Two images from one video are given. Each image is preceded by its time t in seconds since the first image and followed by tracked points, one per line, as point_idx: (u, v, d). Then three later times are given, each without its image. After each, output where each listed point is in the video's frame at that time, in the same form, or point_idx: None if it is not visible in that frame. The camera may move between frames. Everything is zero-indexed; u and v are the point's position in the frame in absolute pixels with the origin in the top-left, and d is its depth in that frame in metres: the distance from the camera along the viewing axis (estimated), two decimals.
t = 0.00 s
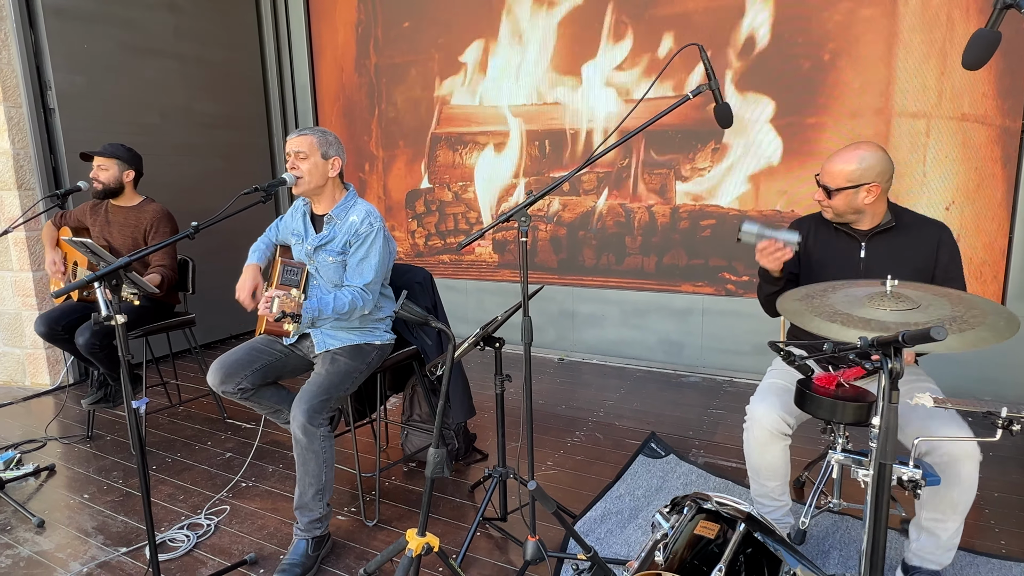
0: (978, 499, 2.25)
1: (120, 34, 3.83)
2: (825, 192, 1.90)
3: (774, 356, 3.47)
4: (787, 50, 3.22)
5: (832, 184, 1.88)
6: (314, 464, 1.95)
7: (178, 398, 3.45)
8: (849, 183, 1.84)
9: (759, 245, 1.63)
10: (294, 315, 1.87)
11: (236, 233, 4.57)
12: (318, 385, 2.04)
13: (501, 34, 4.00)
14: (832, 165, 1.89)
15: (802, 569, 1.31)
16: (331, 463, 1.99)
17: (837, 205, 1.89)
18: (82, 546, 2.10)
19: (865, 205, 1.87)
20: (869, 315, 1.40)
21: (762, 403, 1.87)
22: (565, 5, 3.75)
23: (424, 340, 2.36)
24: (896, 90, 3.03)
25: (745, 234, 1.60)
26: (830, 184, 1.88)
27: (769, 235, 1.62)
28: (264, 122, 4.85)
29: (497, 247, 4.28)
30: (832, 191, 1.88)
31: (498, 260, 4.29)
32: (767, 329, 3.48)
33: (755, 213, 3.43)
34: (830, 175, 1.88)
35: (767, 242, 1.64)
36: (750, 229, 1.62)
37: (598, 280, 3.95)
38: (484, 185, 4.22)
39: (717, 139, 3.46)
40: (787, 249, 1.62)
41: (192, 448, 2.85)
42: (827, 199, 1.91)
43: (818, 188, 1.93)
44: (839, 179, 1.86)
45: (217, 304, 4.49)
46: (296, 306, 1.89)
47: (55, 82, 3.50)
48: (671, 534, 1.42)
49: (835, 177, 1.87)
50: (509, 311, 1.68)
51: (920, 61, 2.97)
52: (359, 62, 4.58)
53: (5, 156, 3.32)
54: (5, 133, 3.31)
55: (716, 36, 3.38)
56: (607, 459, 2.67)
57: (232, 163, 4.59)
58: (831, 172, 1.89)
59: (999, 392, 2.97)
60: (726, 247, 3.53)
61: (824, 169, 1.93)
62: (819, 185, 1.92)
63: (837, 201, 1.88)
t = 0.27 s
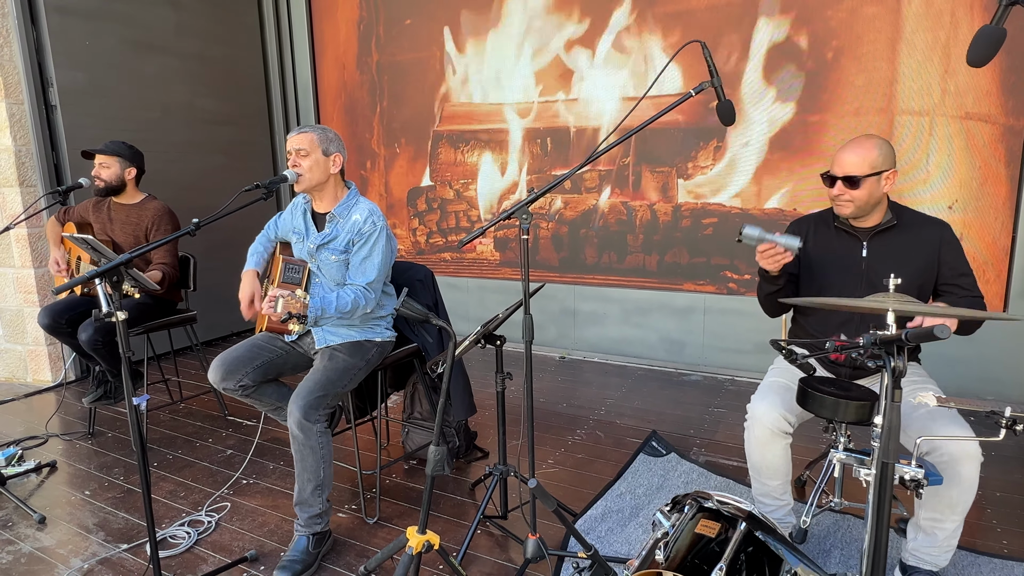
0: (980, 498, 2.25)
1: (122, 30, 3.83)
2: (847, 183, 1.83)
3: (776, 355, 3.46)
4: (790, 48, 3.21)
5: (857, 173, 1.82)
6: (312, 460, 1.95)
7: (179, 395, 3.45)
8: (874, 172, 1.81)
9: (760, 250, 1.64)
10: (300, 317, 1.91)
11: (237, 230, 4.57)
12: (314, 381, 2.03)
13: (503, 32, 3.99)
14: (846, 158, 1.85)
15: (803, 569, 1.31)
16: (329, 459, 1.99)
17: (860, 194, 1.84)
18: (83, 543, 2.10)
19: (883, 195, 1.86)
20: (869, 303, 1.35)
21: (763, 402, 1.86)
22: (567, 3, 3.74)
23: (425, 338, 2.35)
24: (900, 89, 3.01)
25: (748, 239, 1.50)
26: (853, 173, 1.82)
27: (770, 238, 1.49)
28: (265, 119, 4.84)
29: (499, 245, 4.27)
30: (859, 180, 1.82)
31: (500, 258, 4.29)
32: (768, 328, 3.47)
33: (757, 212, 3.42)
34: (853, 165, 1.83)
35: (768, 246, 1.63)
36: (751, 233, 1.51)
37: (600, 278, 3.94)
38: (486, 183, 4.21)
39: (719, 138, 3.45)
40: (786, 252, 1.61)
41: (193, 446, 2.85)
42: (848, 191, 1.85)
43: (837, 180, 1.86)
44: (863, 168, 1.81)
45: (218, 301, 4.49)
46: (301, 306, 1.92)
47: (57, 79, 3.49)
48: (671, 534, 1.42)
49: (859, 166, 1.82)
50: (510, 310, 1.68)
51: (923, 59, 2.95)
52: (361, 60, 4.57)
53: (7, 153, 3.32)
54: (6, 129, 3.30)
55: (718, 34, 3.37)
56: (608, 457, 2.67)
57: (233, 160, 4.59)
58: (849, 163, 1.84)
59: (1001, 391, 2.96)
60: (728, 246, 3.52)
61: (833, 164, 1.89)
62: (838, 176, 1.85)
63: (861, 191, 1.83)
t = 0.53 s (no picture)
0: (982, 498, 2.24)
1: (125, 27, 3.83)
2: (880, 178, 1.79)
3: (778, 353, 3.46)
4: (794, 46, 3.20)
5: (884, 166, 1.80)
6: (316, 457, 1.95)
7: (181, 392, 3.46)
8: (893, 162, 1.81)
9: (768, 248, 1.61)
10: (303, 314, 1.93)
11: (239, 228, 4.57)
12: (321, 378, 2.04)
13: (506, 29, 3.98)
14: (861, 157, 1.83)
15: (805, 567, 1.30)
16: (333, 456, 1.99)
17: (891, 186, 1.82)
18: (86, 538, 2.11)
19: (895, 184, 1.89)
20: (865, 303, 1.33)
21: (766, 401, 1.86)
22: None
23: (428, 336, 2.35)
24: (904, 87, 3.00)
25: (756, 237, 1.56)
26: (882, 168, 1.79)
27: (779, 237, 1.55)
28: (268, 116, 4.84)
29: (501, 242, 4.27)
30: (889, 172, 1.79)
31: (502, 256, 4.29)
32: (771, 327, 3.46)
33: (760, 210, 3.42)
34: (875, 161, 1.80)
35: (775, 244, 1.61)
36: (760, 230, 1.57)
37: (602, 276, 3.94)
38: (488, 180, 4.21)
39: (722, 135, 3.44)
40: (794, 251, 1.59)
41: (196, 442, 2.86)
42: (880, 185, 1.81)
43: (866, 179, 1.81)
44: (886, 160, 1.80)
45: (220, 298, 4.49)
46: (303, 303, 1.94)
47: (60, 75, 3.50)
48: (673, 532, 1.42)
49: (882, 160, 1.80)
50: (512, 307, 1.68)
51: (927, 57, 2.94)
52: (364, 57, 4.57)
53: (10, 150, 3.33)
54: (10, 126, 3.31)
55: (722, 32, 3.36)
56: (610, 455, 2.67)
57: (235, 157, 4.59)
58: (869, 159, 1.81)
59: (1004, 390, 2.96)
60: (731, 244, 3.51)
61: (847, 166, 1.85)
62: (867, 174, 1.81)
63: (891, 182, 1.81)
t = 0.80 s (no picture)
0: (985, 497, 2.24)
1: (127, 25, 3.83)
2: (875, 184, 1.79)
3: (780, 352, 3.46)
4: (798, 44, 3.19)
5: (881, 172, 1.79)
6: (316, 454, 1.95)
7: (183, 389, 3.47)
8: (893, 167, 1.80)
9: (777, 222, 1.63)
10: (306, 308, 1.96)
11: (241, 225, 4.58)
12: (319, 375, 2.04)
13: (508, 28, 3.97)
14: (860, 160, 1.82)
15: (806, 566, 1.31)
16: (333, 453, 1.99)
17: (888, 191, 1.82)
18: (88, 535, 2.12)
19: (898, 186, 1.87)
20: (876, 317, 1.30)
21: (768, 396, 1.86)
22: None
23: (430, 334, 2.36)
24: (907, 86, 2.99)
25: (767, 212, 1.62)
26: (879, 174, 1.79)
27: (789, 211, 1.60)
28: (270, 114, 4.84)
29: (503, 241, 4.27)
30: (886, 178, 1.79)
31: (504, 254, 4.28)
32: (773, 326, 3.46)
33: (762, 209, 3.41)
34: (873, 165, 1.80)
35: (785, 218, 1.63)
36: (771, 206, 1.63)
37: (604, 274, 3.93)
38: (490, 178, 4.20)
39: (725, 134, 3.43)
40: (804, 227, 1.60)
41: (198, 439, 2.86)
42: (875, 190, 1.82)
43: (861, 183, 1.82)
44: (885, 165, 1.79)
45: (222, 296, 4.50)
46: (305, 297, 1.98)
47: (62, 73, 3.50)
48: (675, 530, 1.42)
49: (880, 165, 1.79)
50: (514, 305, 1.68)
51: (932, 55, 2.93)
52: (366, 55, 4.56)
53: (13, 147, 3.33)
54: (12, 123, 3.31)
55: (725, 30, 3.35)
56: (611, 454, 2.67)
57: (237, 154, 4.59)
58: (869, 161, 1.81)
59: (1007, 390, 2.95)
60: (733, 243, 3.51)
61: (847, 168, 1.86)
62: (862, 179, 1.81)
63: (888, 187, 1.81)
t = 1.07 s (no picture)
0: (986, 496, 2.23)
1: (129, 21, 3.82)
2: (844, 184, 1.86)
3: (781, 351, 3.45)
4: (801, 42, 3.18)
5: (854, 175, 1.83)
6: (318, 448, 1.95)
7: (185, 385, 3.47)
8: (872, 176, 1.80)
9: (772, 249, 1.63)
10: (304, 308, 1.98)
11: (243, 223, 4.58)
12: (322, 370, 2.04)
13: (510, 25, 3.97)
14: (849, 158, 1.86)
15: (808, 565, 1.28)
16: (335, 447, 2.00)
17: (857, 196, 1.85)
18: (91, 531, 2.12)
19: (883, 198, 1.85)
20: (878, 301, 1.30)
21: (769, 394, 1.86)
22: None
23: (431, 331, 2.36)
24: (910, 84, 2.99)
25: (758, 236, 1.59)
26: (851, 176, 1.84)
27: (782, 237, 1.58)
28: (272, 111, 4.84)
29: (504, 238, 4.27)
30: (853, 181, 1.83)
31: (505, 251, 4.28)
32: (775, 324, 3.45)
33: (764, 207, 3.40)
34: (852, 167, 1.84)
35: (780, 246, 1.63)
36: (763, 230, 1.60)
37: (606, 272, 3.93)
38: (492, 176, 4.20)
39: (727, 132, 3.43)
40: (799, 252, 1.60)
41: (200, 436, 2.87)
42: (847, 191, 1.87)
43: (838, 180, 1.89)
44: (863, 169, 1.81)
45: (224, 293, 4.50)
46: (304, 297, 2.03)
47: (65, 69, 3.50)
48: (676, 528, 1.41)
49: (859, 168, 1.82)
50: (516, 303, 1.67)
51: (935, 53, 2.92)
52: (368, 52, 4.56)
53: (15, 143, 3.33)
54: (15, 119, 3.32)
55: (728, 28, 3.34)
56: (613, 452, 2.67)
57: (239, 151, 4.59)
58: (853, 161, 1.84)
59: (1009, 389, 2.94)
60: (735, 241, 3.50)
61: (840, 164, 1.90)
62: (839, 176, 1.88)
63: (858, 192, 1.84)
